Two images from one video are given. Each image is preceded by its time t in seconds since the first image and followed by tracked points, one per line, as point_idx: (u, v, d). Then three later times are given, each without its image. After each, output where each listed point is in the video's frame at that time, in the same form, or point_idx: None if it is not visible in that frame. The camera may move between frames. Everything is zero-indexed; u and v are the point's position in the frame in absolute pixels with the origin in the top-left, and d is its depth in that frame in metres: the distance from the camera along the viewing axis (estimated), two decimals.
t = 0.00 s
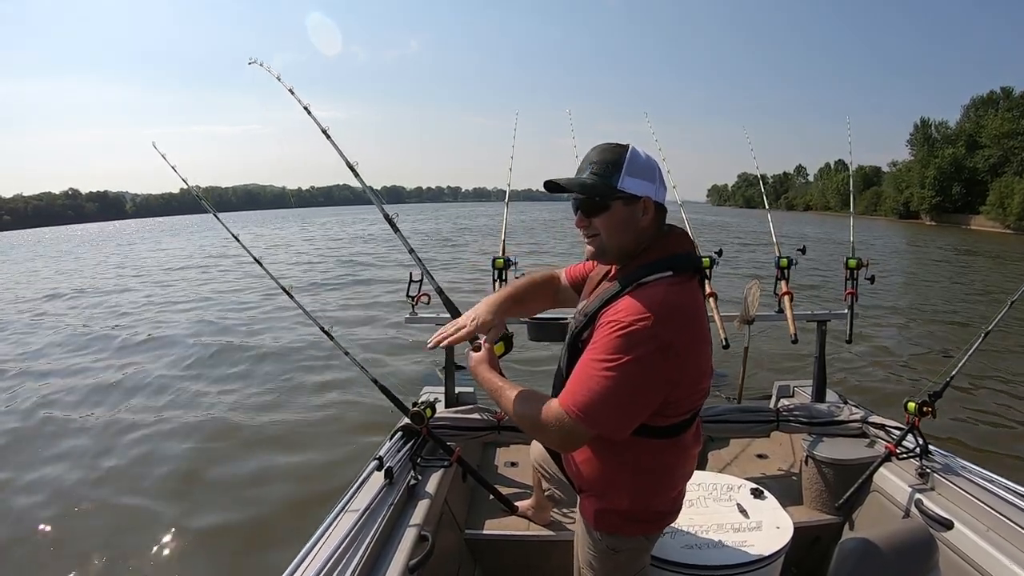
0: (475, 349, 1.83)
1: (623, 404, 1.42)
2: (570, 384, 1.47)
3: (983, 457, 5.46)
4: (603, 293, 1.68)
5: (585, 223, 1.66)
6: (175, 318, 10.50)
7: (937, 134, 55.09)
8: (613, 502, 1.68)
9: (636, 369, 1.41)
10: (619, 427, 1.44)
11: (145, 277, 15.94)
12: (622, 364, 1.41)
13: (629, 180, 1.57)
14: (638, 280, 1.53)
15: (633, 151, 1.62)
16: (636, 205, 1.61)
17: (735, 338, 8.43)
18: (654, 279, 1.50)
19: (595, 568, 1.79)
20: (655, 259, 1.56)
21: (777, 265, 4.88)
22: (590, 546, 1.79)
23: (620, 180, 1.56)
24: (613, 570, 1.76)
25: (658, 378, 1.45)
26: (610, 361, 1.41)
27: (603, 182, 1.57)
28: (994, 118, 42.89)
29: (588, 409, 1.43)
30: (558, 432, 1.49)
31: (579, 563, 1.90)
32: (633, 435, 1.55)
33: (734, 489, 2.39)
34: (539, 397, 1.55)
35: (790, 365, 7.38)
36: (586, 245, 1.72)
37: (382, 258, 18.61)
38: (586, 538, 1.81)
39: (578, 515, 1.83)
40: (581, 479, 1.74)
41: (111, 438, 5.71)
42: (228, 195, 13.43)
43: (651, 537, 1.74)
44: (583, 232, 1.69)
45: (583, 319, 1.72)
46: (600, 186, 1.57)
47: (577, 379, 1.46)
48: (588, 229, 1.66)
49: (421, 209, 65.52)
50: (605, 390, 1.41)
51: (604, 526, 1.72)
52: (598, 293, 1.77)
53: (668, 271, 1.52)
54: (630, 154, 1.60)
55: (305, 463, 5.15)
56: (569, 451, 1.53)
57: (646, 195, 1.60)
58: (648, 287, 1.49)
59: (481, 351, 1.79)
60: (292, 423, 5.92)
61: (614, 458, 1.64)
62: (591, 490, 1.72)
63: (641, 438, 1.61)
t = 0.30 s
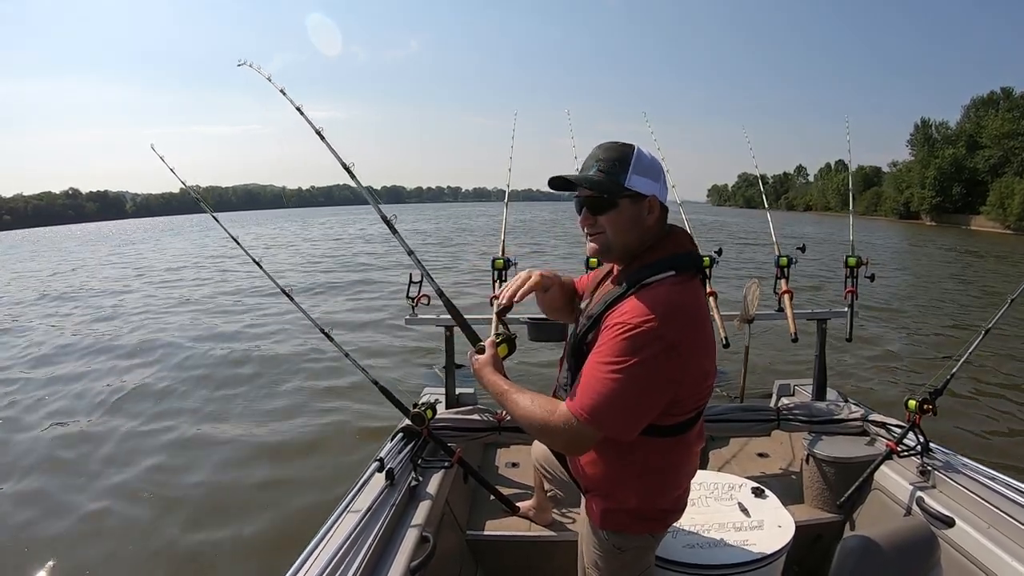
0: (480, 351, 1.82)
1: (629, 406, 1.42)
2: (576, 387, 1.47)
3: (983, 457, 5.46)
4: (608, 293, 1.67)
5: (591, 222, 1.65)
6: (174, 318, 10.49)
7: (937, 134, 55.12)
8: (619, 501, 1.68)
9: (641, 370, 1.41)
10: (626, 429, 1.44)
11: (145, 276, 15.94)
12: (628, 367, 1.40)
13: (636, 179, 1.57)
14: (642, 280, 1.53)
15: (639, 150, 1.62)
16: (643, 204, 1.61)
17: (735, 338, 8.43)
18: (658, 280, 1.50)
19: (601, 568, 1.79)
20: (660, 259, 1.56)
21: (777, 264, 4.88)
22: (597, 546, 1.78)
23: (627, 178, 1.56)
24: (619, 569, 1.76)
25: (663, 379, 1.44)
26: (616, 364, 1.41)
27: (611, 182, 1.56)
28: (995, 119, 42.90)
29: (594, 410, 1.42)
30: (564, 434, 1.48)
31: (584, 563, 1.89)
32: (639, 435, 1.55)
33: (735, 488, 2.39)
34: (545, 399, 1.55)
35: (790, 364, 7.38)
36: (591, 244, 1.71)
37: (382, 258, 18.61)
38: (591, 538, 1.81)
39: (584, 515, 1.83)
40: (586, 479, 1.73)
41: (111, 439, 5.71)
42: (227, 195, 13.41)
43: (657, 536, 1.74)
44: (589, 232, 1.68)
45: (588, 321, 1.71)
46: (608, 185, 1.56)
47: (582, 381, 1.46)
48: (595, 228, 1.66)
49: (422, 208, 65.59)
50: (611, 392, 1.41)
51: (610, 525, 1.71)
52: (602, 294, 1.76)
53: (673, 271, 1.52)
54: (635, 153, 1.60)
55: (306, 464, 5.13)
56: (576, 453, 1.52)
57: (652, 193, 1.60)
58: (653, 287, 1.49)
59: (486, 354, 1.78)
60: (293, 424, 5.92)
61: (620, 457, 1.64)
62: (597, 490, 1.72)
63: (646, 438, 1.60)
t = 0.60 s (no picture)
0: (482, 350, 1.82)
1: (631, 407, 1.42)
2: (578, 388, 1.47)
3: (983, 457, 5.46)
4: (610, 294, 1.67)
5: (598, 223, 1.64)
6: (174, 318, 10.48)
7: (937, 135, 55.07)
8: (620, 501, 1.68)
9: (642, 371, 1.41)
10: (627, 430, 1.44)
11: (145, 276, 15.94)
12: (629, 367, 1.40)
13: (644, 180, 1.57)
14: (643, 281, 1.53)
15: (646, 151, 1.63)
16: (650, 205, 1.62)
17: (735, 338, 8.43)
18: (659, 280, 1.50)
19: (602, 568, 1.79)
20: (662, 259, 1.57)
21: (777, 264, 4.87)
22: (597, 546, 1.78)
23: (635, 180, 1.56)
24: (620, 569, 1.76)
25: (664, 380, 1.44)
26: (617, 365, 1.41)
27: (621, 183, 1.56)
28: (995, 120, 42.86)
29: (596, 412, 1.42)
30: (566, 435, 1.48)
31: (585, 563, 1.89)
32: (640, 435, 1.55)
33: (735, 488, 2.39)
34: (547, 400, 1.55)
35: (790, 365, 7.38)
36: (595, 246, 1.69)
37: (382, 258, 18.59)
38: (592, 538, 1.80)
39: (584, 515, 1.82)
40: (586, 479, 1.73)
41: (111, 440, 5.72)
42: (227, 194, 13.41)
43: (657, 536, 1.74)
44: (594, 232, 1.66)
45: (589, 322, 1.71)
46: (619, 186, 1.56)
47: (583, 382, 1.45)
48: (601, 230, 1.64)
49: (422, 208, 65.58)
50: (612, 393, 1.41)
51: (610, 525, 1.71)
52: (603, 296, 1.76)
53: (675, 271, 1.52)
54: (643, 154, 1.60)
55: (309, 468, 5.14)
56: (577, 454, 1.52)
57: (660, 195, 1.61)
58: (655, 287, 1.49)
59: (489, 352, 1.77)
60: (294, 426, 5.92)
61: (620, 457, 1.64)
62: (597, 490, 1.72)
63: (646, 438, 1.60)
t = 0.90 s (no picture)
0: (479, 346, 1.84)
1: (609, 408, 1.42)
2: (559, 388, 1.48)
3: (982, 459, 5.46)
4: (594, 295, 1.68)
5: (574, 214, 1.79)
6: (175, 316, 10.48)
7: (937, 135, 55.00)
8: (609, 501, 1.68)
9: (620, 372, 1.41)
10: (607, 431, 1.44)
11: (146, 274, 15.93)
12: (606, 367, 1.41)
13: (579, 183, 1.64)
14: (624, 282, 1.53)
15: (601, 159, 1.61)
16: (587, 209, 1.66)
17: (735, 338, 8.42)
18: (641, 282, 1.49)
19: (593, 568, 1.79)
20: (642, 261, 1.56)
21: (777, 265, 4.87)
22: (588, 545, 1.79)
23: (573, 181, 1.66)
24: (610, 570, 1.76)
25: (644, 381, 1.44)
26: (595, 365, 1.42)
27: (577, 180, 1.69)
28: (996, 120, 42.81)
29: (574, 412, 1.43)
30: (547, 434, 1.49)
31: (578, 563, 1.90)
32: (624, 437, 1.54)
33: (733, 489, 2.39)
34: (532, 398, 1.56)
35: (790, 365, 7.38)
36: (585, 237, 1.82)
37: (383, 257, 18.59)
38: (583, 537, 1.81)
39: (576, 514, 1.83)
40: (577, 478, 1.74)
41: (110, 438, 5.72)
42: (228, 193, 13.41)
43: (647, 538, 1.74)
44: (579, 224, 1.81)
45: (573, 323, 1.70)
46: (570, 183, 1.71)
47: (564, 382, 1.47)
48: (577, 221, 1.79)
49: (423, 207, 65.59)
50: (591, 393, 1.41)
51: (600, 524, 1.72)
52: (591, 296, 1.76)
53: (657, 273, 1.51)
54: (594, 160, 1.62)
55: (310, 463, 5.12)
56: (561, 454, 1.53)
57: (591, 202, 1.61)
58: (635, 288, 1.49)
59: (484, 349, 1.79)
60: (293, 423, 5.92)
61: (608, 457, 1.64)
62: (588, 489, 1.73)
63: (633, 439, 1.61)
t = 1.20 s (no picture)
0: (468, 348, 1.89)
1: (567, 405, 1.43)
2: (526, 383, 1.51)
3: (981, 460, 5.46)
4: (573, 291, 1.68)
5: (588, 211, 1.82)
6: (175, 318, 10.49)
7: (937, 134, 54.96)
8: (592, 497, 1.70)
9: (576, 369, 1.42)
10: (568, 426, 1.45)
11: (146, 275, 15.95)
12: (564, 364, 1.42)
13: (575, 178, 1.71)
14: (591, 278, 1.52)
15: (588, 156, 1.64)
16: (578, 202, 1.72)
17: (735, 339, 8.42)
18: (604, 279, 1.47)
19: (581, 563, 1.82)
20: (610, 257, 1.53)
21: (777, 266, 4.86)
22: (576, 540, 1.81)
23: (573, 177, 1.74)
24: (596, 567, 1.77)
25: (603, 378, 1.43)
26: (553, 362, 1.44)
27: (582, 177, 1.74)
28: (996, 120, 42.78)
29: (536, 408, 1.45)
30: (516, 430, 1.52)
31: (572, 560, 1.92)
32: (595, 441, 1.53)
33: (732, 490, 2.40)
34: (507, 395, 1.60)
35: (790, 366, 7.38)
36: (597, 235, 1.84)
37: (383, 258, 18.60)
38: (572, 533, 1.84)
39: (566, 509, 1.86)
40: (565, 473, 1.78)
41: (112, 440, 5.74)
42: (228, 193, 13.42)
43: (633, 537, 1.73)
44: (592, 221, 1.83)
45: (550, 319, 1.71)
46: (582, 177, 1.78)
47: (529, 378, 1.50)
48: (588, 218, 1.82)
49: (423, 207, 65.64)
50: (549, 390, 1.44)
51: (585, 520, 1.74)
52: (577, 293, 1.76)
53: (621, 269, 1.48)
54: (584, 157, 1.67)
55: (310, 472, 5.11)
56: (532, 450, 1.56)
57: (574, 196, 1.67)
58: (597, 285, 1.48)
59: (472, 351, 1.84)
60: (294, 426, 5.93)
61: (588, 453, 1.66)
62: (573, 484, 1.76)
63: (608, 437, 1.61)
